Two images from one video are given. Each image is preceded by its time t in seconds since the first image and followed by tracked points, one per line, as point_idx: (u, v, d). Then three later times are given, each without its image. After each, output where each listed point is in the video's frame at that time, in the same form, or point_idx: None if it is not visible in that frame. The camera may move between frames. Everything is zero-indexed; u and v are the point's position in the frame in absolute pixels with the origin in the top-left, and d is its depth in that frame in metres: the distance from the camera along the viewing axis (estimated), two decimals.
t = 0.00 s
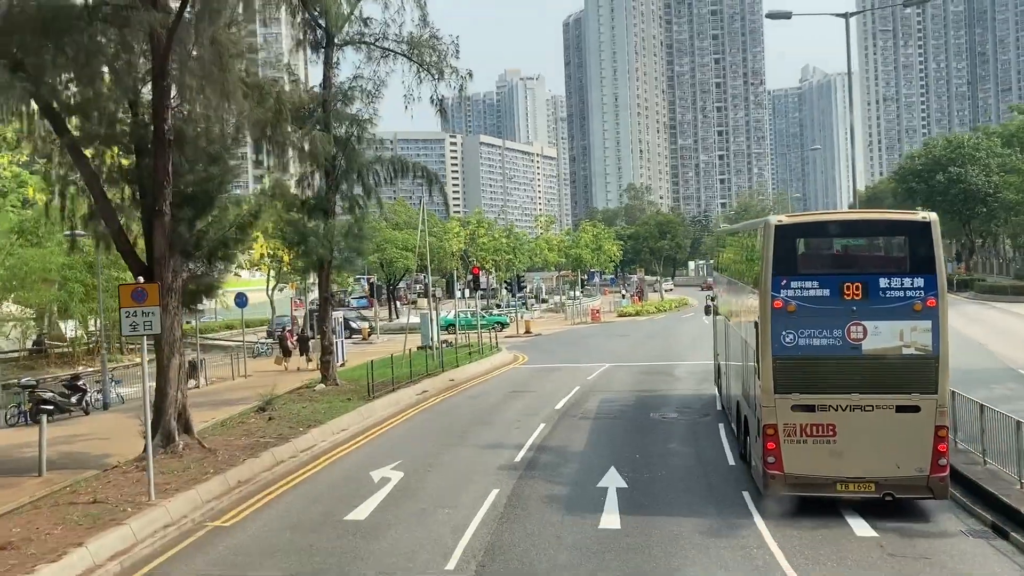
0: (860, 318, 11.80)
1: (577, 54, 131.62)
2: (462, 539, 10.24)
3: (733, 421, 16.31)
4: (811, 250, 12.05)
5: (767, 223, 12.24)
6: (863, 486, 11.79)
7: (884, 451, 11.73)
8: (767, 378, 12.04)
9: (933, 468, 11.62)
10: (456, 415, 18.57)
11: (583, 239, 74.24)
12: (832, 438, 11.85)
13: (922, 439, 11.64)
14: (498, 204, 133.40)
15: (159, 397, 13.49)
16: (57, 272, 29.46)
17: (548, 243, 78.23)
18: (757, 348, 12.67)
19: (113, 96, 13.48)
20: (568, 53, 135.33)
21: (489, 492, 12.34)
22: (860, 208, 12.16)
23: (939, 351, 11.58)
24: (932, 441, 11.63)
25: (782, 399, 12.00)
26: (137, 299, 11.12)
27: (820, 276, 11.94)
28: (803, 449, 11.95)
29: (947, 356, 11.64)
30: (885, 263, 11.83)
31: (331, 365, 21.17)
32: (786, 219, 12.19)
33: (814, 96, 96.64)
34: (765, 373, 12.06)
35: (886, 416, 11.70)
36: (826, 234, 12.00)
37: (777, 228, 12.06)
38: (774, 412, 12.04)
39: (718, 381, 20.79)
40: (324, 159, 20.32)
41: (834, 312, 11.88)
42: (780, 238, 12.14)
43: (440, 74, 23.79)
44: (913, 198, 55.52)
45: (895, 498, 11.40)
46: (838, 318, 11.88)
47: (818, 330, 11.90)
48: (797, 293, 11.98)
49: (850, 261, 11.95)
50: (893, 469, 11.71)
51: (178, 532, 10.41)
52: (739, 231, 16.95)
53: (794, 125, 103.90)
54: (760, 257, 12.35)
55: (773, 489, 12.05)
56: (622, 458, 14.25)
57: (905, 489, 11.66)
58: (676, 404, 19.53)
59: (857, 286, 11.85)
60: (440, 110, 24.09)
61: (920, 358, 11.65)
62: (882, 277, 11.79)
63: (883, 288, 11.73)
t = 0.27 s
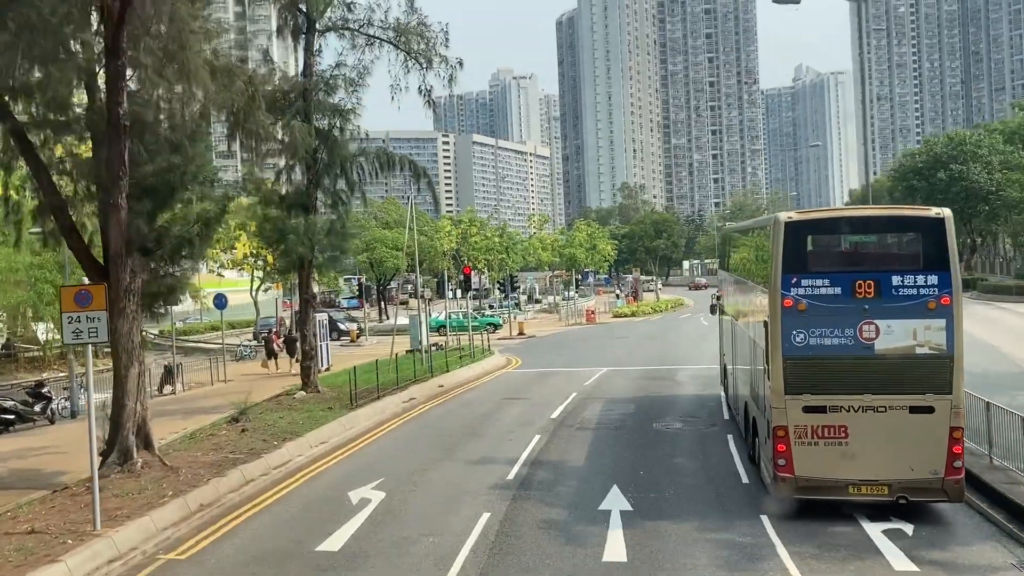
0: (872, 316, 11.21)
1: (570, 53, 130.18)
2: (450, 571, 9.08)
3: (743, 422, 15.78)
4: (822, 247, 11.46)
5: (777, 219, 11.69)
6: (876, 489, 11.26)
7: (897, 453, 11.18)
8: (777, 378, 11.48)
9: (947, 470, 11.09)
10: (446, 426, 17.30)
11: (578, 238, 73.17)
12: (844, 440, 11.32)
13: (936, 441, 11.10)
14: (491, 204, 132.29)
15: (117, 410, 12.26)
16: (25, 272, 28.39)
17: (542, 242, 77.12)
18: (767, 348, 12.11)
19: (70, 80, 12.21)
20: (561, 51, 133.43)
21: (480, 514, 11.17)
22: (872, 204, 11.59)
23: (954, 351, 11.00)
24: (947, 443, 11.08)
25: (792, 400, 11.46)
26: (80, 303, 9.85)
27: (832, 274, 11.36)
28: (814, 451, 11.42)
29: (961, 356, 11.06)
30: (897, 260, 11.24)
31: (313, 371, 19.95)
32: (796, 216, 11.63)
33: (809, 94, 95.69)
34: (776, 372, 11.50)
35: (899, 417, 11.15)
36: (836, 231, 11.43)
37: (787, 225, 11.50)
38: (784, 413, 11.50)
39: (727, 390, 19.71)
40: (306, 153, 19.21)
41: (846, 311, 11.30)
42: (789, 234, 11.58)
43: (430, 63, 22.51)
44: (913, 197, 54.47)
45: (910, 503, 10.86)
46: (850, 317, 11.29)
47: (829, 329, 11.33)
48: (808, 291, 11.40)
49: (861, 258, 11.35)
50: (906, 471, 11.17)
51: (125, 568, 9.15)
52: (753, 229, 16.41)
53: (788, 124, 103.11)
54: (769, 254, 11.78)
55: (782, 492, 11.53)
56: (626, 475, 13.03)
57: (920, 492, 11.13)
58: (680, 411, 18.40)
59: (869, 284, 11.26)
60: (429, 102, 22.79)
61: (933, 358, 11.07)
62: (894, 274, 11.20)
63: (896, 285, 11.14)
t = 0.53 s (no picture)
0: (886, 313, 10.65)
1: (564, 51, 128.53)
2: None
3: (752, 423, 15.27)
4: (833, 243, 10.86)
5: (787, 215, 11.09)
6: (890, 491, 10.75)
7: (913, 454, 10.67)
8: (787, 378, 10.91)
9: (965, 471, 10.57)
10: (434, 437, 16.04)
11: (572, 235, 72.04)
12: (857, 441, 10.78)
13: (953, 441, 10.59)
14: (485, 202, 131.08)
15: (65, 424, 11.03)
16: None
17: (536, 240, 75.99)
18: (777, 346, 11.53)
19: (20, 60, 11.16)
20: (554, 49, 131.50)
21: (469, 542, 9.98)
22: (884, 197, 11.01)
23: (971, 348, 10.48)
24: (963, 443, 10.58)
25: (804, 400, 10.91)
26: (9, 306, 8.67)
27: (844, 270, 10.77)
28: (825, 453, 10.88)
29: (978, 353, 10.55)
30: (912, 256, 10.68)
31: (292, 376, 18.76)
32: (807, 210, 11.04)
33: (804, 92, 94.93)
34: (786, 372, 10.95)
35: (914, 417, 10.64)
36: (848, 226, 10.85)
37: (796, 220, 10.91)
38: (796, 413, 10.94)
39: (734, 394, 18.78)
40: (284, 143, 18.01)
41: (859, 308, 10.72)
42: (800, 229, 10.98)
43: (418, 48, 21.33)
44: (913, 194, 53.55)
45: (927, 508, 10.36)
46: (863, 315, 10.72)
47: (841, 327, 10.76)
48: (821, 287, 10.80)
49: (874, 252, 10.75)
50: (921, 473, 10.67)
51: None
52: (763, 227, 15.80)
53: (783, 122, 102.29)
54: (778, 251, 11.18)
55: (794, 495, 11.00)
56: (630, 494, 11.88)
57: (935, 495, 10.63)
58: (684, 417, 17.34)
59: (882, 279, 10.70)
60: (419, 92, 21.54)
61: (950, 356, 10.54)
62: (909, 270, 10.65)
63: (910, 282, 10.59)
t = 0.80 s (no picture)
0: (902, 311, 10.54)
1: (557, 49, 126.82)
2: None
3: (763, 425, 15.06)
4: (847, 241, 10.77)
5: (800, 211, 11.03)
6: (908, 496, 10.56)
7: (932, 458, 10.48)
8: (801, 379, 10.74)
9: (986, 477, 10.36)
10: (421, 449, 14.88)
11: (565, 234, 70.76)
12: (873, 445, 10.62)
13: (972, 445, 10.40)
14: (477, 201, 129.79)
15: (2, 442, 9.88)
16: None
17: (529, 239, 74.72)
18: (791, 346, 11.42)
19: None
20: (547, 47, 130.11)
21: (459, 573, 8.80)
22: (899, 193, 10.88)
23: (991, 348, 10.31)
24: (983, 447, 10.39)
25: (817, 402, 10.76)
26: None
27: (857, 267, 10.67)
28: (840, 457, 10.72)
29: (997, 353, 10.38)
30: (928, 252, 10.57)
31: (269, 382, 17.50)
32: (820, 206, 10.96)
33: (797, 90, 94.29)
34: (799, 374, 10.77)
35: (931, 421, 10.47)
36: (862, 222, 10.76)
37: (809, 216, 10.85)
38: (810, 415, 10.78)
39: (741, 397, 18.08)
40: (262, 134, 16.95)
41: (873, 306, 10.62)
42: (813, 226, 10.90)
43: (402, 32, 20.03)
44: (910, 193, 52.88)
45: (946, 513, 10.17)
46: (878, 313, 10.61)
47: (856, 325, 10.64)
48: (834, 286, 10.71)
49: (889, 249, 10.64)
50: (940, 478, 10.48)
51: None
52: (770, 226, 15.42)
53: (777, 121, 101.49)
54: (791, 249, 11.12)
55: (809, 501, 10.83)
56: (638, 518, 10.76)
57: (955, 500, 10.44)
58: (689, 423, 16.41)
59: (898, 276, 10.58)
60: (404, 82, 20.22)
61: (968, 357, 10.39)
62: (925, 267, 10.52)
63: (927, 279, 10.47)
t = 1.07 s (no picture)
0: (922, 311, 9.49)
1: (549, 47, 125.47)
2: None
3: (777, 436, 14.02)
4: (863, 235, 9.71)
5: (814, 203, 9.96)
6: (929, 506, 9.56)
7: (957, 464, 9.47)
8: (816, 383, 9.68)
9: (1012, 485, 9.42)
10: (408, 463, 13.77)
11: (559, 233, 69.73)
12: (892, 452, 9.58)
13: (999, 450, 9.41)
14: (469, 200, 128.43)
15: None
16: None
17: (522, 237, 73.66)
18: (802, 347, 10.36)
19: None
20: (540, 45, 128.63)
21: None
22: (918, 186, 9.89)
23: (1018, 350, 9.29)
24: (1010, 453, 9.41)
25: (833, 406, 9.69)
26: None
27: (875, 264, 9.61)
28: (857, 465, 9.67)
29: None
30: (949, 248, 9.49)
31: (244, 390, 16.33)
32: (835, 198, 9.91)
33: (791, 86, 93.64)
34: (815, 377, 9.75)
35: (956, 426, 9.45)
36: (879, 215, 9.68)
37: (824, 208, 9.82)
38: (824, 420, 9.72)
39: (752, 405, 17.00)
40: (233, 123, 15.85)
41: (892, 305, 9.57)
42: (827, 219, 9.84)
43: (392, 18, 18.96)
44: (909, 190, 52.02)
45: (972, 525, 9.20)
46: (896, 313, 9.56)
47: (874, 327, 9.59)
48: (850, 284, 9.65)
49: (907, 245, 9.58)
50: (963, 486, 9.48)
51: None
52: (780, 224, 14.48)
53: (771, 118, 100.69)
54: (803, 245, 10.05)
55: (822, 512, 9.79)
56: (643, 549, 9.48)
57: (979, 510, 9.47)
58: (696, 432, 15.36)
59: (917, 274, 9.50)
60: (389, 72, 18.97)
61: (994, 359, 9.37)
62: (947, 264, 9.45)
63: (949, 277, 9.40)
